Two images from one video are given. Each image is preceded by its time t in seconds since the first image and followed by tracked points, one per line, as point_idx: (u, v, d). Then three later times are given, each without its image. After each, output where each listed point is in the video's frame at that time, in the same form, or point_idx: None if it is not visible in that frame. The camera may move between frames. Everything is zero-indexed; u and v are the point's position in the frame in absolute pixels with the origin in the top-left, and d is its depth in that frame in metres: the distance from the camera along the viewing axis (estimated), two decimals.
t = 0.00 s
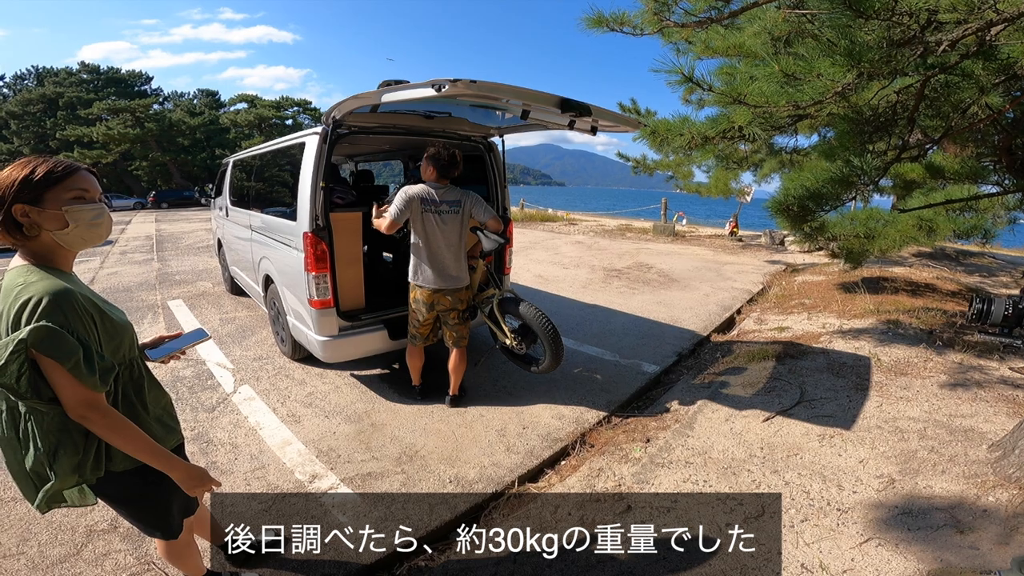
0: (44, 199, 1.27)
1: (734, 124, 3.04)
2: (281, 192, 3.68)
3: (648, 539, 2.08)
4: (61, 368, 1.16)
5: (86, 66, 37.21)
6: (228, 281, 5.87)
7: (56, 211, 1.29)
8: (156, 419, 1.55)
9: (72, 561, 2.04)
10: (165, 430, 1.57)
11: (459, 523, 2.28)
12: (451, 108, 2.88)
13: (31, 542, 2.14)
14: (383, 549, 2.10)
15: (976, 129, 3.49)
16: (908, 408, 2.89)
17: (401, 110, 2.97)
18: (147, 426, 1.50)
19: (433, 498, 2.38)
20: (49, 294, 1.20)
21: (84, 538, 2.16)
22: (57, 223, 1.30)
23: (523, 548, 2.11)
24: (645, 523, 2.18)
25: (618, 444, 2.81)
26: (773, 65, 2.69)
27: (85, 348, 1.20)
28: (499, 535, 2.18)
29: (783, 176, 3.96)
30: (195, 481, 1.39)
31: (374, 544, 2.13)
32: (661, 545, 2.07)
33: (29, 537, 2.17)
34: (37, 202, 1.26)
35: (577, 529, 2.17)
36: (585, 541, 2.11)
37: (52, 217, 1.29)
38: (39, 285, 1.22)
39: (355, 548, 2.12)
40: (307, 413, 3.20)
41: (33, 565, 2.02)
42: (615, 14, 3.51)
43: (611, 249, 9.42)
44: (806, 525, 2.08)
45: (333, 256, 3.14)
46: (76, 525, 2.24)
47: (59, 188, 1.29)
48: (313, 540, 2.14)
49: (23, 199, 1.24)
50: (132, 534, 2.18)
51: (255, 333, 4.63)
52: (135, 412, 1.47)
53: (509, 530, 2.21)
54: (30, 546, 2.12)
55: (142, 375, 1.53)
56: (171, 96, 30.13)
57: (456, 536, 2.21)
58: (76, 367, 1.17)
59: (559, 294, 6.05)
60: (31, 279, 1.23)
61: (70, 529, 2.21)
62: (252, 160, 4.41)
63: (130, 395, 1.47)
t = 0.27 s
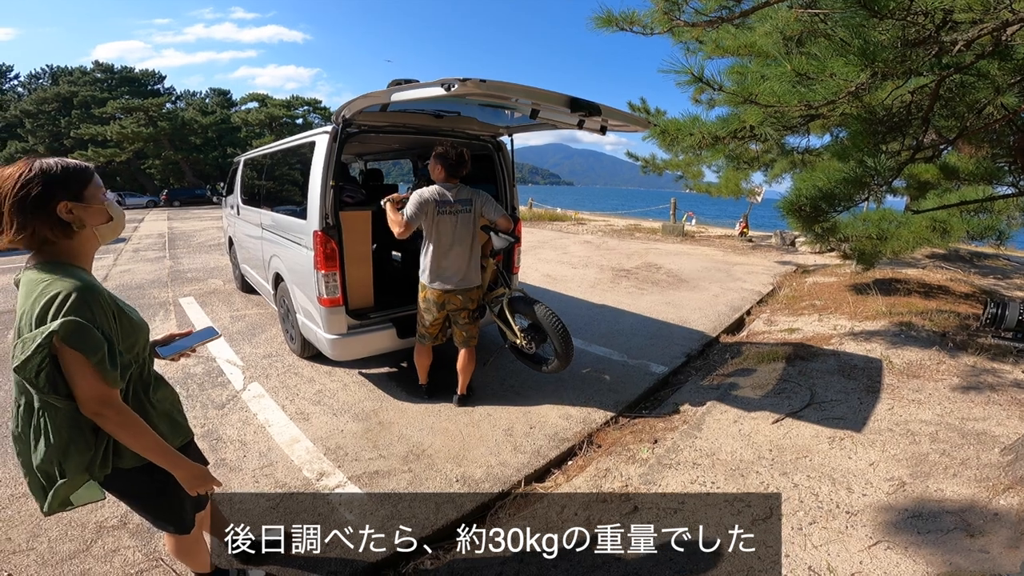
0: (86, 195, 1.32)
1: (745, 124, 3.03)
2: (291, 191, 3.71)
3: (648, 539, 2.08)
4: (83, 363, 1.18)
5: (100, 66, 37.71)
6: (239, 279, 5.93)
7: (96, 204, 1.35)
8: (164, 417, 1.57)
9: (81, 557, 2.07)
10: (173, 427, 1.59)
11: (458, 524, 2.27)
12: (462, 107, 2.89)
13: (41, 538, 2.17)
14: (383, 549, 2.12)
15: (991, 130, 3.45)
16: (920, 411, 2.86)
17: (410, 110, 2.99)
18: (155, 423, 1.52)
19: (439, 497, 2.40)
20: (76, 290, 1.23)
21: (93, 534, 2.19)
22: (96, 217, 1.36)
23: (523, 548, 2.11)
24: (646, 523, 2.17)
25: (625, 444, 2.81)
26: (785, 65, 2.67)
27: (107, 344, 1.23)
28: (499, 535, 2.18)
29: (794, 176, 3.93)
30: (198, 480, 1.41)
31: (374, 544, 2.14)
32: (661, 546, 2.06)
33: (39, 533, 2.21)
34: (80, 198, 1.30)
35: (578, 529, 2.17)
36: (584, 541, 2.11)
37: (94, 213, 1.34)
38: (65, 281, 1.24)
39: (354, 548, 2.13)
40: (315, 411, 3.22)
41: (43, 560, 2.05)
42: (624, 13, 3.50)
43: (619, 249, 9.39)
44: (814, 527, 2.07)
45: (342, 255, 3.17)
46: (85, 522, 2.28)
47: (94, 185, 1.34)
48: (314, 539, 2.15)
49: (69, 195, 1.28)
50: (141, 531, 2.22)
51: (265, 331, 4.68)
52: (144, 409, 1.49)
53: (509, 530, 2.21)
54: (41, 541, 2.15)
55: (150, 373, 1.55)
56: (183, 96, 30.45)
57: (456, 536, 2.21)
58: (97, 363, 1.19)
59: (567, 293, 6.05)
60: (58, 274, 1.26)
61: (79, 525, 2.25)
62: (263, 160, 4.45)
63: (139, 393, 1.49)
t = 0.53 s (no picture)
0: (101, 190, 1.35)
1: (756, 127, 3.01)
2: (300, 189, 3.74)
3: (649, 539, 2.08)
4: (94, 356, 1.21)
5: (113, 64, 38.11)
6: (247, 276, 5.98)
7: (111, 199, 1.38)
8: (170, 412, 1.59)
9: (84, 552, 2.10)
10: (179, 423, 1.62)
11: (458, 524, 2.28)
12: (471, 107, 2.90)
13: (44, 533, 2.21)
14: (383, 549, 2.12)
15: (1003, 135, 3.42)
16: (928, 417, 2.84)
17: (420, 109, 3.00)
18: (161, 419, 1.54)
19: (441, 497, 2.41)
20: (90, 285, 1.25)
21: (98, 528, 2.23)
22: (111, 212, 1.38)
23: (523, 548, 2.12)
24: (646, 523, 2.18)
25: (629, 446, 2.81)
26: (798, 68, 2.71)
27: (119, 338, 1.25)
28: (499, 535, 2.19)
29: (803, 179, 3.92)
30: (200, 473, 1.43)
31: (374, 544, 2.15)
32: (661, 546, 2.07)
33: (43, 527, 2.24)
34: (95, 193, 1.33)
35: (578, 529, 2.18)
36: (585, 541, 2.12)
37: (109, 208, 1.37)
38: (79, 275, 1.27)
39: (354, 548, 2.14)
40: (320, 408, 3.25)
41: (45, 555, 2.09)
42: (635, 14, 3.50)
43: (626, 250, 9.38)
44: (817, 532, 2.06)
45: (350, 253, 3.19)
46: (89, 516, 2.31)
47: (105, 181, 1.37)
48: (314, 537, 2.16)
49: (86, 190, 1.30)
50: (143, 527, 2.24)
51: (272, 328, 4.71)
52: (151, 404, 1.51)
53: (509, 530, 2.22)
54: (43, 536, 2.19)
55: (155, 369, 1.57)
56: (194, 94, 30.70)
57: (455, 536, 2.22)
58: (109, 356, 1.21)
59: (573, 295, 6.05)
60: (72, 268, 1.28)
61: (83, 520, 2.28)
62: (273, 158, 4.49)
63: (146, 388, 1.51)
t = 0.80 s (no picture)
0: (86, 198, 1.33)
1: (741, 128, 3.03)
2: (287, 193, 3.71)
3: (648, 539, 2.09)
4: (77, 363, 1.18)
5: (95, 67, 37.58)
6: (234, 282, 5.91)
7: (94, 206, 1.36)
8: (156, 419, 1.57)
9: (73, 559, 2.05)
10: (166, 429, 1.59)
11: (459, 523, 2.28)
12: (459, 111, 2.89)
13: (33, 540, 2.15)
14: (383, 549, 2.11)
15: (983, 136, 3.48)
16: (914, 415, 2.87)
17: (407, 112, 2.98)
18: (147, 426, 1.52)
19: (434, 500, 2.39)
20: (72, 291, 1.22)
21: (87, 536, 2.17)
22: (94, 219, 1.37)
23: (523, 548, 2.12)
24: (645, 524, 2.19)
25: (621, 448, 2.81)
26: (781, 70, 2.74)
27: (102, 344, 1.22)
28: (499, 535, 2.19)
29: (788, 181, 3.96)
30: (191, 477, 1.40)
31: (374, 544, 2.14)
32: (661, 545, 2.08)
33: (31, 535, 2.18)
34: (81, 200, 1.31)
35: (577, 529, 2.18)
36: (584, 542, 2.12)
37: (93, 215, 1.36)
38: (60, 282, 1.24)
39: (355, 548, 2.13)
40: (310, 413, 3.21)
41: (34, 563, 2.03)
42: (622, 17, 3.52)
43: (615, 252, 9.41)
44: (809, 530, 2.07)
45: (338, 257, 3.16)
46: (77, 524, 2.26)
47: (90, 189, 1.35)
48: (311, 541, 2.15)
49: (72, 197, 1.28)
50: (134, 533, 2.20)
51: (260, 333, 4.66)
52: (138, 411, 1.48)
53: (509, 530, 2.22)
54: (32, 543, 2.13)
55: (140, 376, 1.54)
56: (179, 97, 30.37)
57: (456, 536, 2.22)
58: (92, 363, 1.19)
59: (563, 297, 6.05)
60: (53, 275, 1.25)
61: (71, 527, 2.23)
62: (260, 162, 4.44)
63: (131, 394, 1.48)
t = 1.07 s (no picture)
0: (78, 205, 1.29)
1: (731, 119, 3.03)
2: (279, 194, 3.67)
3: (648, 539, 2.06)
4: (73, 369, 1.16)
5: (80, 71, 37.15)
6: (229, 284, 5.87)
7: (86, 213, 1.33)
8: (156, 424, 1.54)
9: (82, 564, 2.04)
10: (165, 433, 1.57)
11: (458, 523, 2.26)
12: (448, 107, 2.86)
13: (40, 546, 2.14)
14: (383, 549, 2.10)
15: (973, 122, 3.48)
16: (912, 401, 2.88)
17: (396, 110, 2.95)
18: (147, 430, 1.50)
19: (437, 498, 2.38)
20: (65, 297, 1.20)
21: (93, 541, 2.16)
22: (86, 226, 1.34)
23: (523, 548, 2.09)
24: (645, 523, 2.16)
25: (622, 440, 2.81)
26: (768, 60, 2.74)
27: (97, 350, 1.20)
28: (499, 535, 2.17)
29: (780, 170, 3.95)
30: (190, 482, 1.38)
31: (374, 544, 2.13)
32: (660, 544, 2.05)
33: (38, 541, 2.17)
34: (72, 207, 1.28)
35: (577, 529, 2.16)
36: (584, 541, 2.09)
37: (85, 222, 1.33)
38: (52, 288, 1.21)
39: (354, 548, 2.12)
40: (310, 414, 3.19)
41: (43, 569, 2.01)
42: (609, 10, 3.49)
43: (610, 245, 9.40)
44: (811, 519, 2.08)
45: (332, 258, 3.13)
46: (84, 529, 2.24)
47: (82, 196, 1.32)
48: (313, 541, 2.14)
49: (61, 204, 1.25)
50: (140, 537, 2.18)
51: (257, 336, 4.63)
52: (136, 417, 1.46)
53: (509, 530, 2.20)
54: (40, 550, 2.12)
55: (136, 381, 1.52)
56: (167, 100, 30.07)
57: (456, 536, 2.20)
58: (88, 369, 1.17)
59: (559, 291, 6.04)
60: (45, 283, 1.22)
61: (78, 533, 2.21)
62: (250, 163, 4.40)
63: (129, 400, 1.46)
